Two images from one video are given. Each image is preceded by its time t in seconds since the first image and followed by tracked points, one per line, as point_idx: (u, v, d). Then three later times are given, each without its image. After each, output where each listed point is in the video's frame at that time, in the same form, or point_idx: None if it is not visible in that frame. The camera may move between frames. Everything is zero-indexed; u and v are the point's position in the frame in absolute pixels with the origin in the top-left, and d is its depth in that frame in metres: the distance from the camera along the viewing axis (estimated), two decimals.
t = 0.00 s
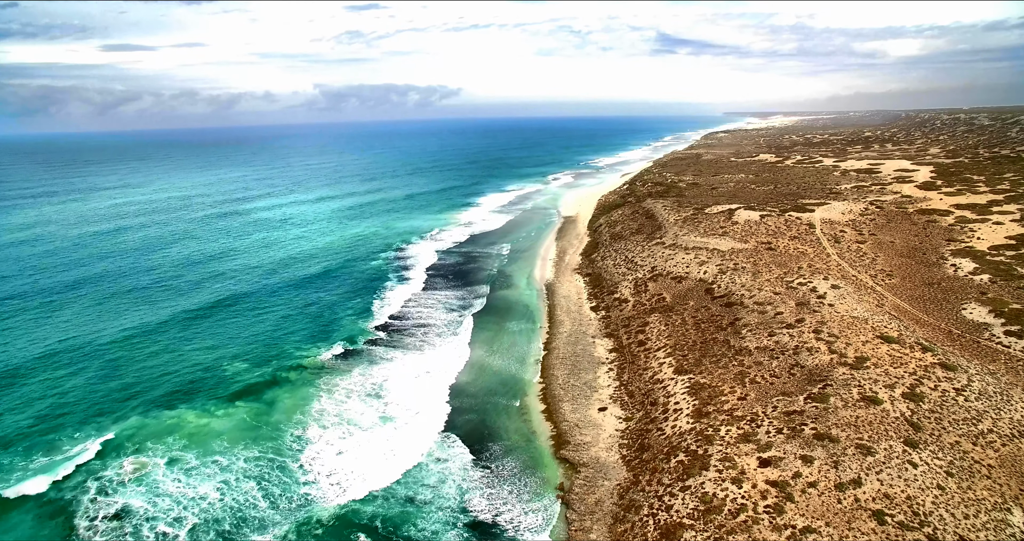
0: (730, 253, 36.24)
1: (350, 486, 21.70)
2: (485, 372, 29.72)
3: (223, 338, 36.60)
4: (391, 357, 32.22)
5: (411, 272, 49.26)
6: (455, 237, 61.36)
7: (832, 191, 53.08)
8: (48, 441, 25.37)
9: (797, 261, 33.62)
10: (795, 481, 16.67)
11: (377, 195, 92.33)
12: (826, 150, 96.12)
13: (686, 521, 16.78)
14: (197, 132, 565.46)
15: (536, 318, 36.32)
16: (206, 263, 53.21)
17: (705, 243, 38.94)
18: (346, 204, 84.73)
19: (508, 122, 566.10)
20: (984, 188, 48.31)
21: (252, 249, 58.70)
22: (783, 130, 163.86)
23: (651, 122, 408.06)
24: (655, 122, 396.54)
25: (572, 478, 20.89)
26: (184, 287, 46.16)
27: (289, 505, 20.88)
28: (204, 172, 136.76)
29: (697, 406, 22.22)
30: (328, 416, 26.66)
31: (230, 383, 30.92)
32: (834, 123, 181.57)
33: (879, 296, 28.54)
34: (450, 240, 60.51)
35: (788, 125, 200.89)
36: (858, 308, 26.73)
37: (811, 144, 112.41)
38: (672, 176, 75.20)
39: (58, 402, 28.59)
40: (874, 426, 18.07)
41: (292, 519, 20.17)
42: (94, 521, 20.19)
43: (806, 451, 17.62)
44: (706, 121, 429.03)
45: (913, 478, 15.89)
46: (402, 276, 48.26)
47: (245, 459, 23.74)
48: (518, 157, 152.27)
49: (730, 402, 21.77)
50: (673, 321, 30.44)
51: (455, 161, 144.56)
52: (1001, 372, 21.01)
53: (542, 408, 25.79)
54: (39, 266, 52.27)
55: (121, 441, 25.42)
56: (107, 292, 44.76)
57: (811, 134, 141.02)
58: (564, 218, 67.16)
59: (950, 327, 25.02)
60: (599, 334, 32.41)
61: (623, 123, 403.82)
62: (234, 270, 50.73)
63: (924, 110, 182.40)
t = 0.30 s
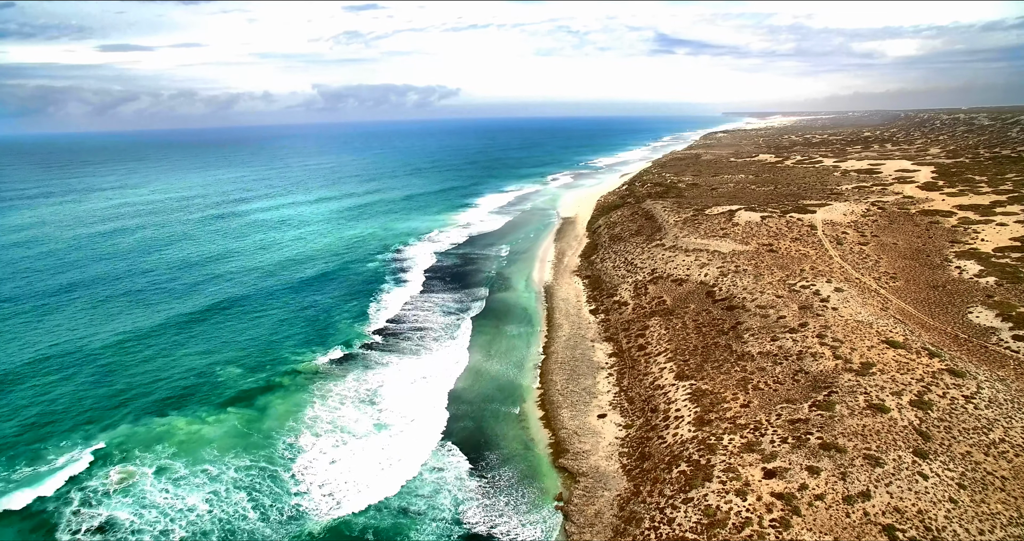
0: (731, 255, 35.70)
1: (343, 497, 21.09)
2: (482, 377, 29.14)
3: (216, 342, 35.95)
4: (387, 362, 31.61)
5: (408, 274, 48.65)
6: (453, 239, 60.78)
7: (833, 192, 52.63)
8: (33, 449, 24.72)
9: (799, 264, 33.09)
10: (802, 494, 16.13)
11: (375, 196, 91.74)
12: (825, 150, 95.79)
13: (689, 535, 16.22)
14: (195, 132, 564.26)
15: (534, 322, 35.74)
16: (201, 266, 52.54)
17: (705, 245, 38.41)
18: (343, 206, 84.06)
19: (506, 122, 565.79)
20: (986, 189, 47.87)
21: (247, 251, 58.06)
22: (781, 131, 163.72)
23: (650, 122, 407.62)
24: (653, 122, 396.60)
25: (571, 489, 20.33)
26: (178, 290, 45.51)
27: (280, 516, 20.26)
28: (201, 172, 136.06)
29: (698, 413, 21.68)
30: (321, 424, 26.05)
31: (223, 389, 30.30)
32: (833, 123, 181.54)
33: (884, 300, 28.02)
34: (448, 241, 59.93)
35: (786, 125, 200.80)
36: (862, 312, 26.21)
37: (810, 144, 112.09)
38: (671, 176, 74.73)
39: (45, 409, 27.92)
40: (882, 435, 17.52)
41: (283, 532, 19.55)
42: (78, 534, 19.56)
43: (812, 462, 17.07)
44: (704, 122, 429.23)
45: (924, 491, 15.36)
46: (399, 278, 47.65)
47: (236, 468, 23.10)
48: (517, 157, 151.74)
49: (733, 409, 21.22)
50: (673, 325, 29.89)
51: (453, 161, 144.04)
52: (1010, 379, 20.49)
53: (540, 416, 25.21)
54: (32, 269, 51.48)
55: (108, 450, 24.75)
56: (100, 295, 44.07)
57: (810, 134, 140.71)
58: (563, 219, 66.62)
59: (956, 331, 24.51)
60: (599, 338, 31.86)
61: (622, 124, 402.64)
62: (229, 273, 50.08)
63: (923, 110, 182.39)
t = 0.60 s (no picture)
0: (732, 257, 35.18)
1: (335, 509, 20.43)
2: (479, 383, 28.54)
3: (209, 346, 35.28)
4: (383, 367, 30.98)
5: (405, 276, 48.02)
6: (451, 240, 60.17)
7: (834, 192, 52.09)
8: (17, 459, 23.99)
9: (801, 266, 32.56)
10: (809, 507, 15.57)
11: (372, 197, 91.12)
12: (825, 150, 95.43)
13: None
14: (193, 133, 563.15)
15: (532, 325, 35.14)
16: (195, 268, 51.83)
17: (706, 247, 37.86)
18: (341, 207, 83.43)
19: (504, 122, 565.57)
20: (989, 189, 47.40)
21: (243, 253, 57.37)
22: (780, 131, 163.54)
23: (649, 123, 407.04)
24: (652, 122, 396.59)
25: (570, 499, 19.77)
26: (171, 293, 44.79)
27: (271, 529, 19.61)
28: (197, 173, 135.19)
29: (700, 421, 21.13)
30: (314, 431, 25.43)
31: (215, 394, 29.64)
32: (831, 123, 181.29)
33: (888, 303, 27.52)
34: (446, 243, 59.30)
35: (785, 125, 200.57)
36: (867, 316, 25.69)
37: (809, 144, 111.64)
38: (670, 177, 74.25)
39: (31, 416, 27.19)
40: (890, 445, 16.98)
41: None
42: None
43: (819, 474, 16.54)
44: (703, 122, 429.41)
45: (936, 505, 14.82)
46: (395, 280, 47.00)
47: (226, 478, 22.45)
48: (516, 157, 151.15)
49: (736, 417, 20.66)
50: (674, 328, 29.33)
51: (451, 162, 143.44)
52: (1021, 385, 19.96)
53: (539, 423, 24.61)
54: (24, 272, 50.68)
55: (94, 458, 24.03)
56: (92, 298, 43.31)
57: (810, 134, 140.48)
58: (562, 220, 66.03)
59: (963, 335, 24.01)
60: (598, 341, 31.30)
61: (621, 124, 402.05)
62: (223, 275, 49.38)
63: (921, 110, 182.33)
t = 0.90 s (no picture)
0: (733, 260, 34.56)
1: (327, 523, 19.71)
2: (476, 390, 27.87)
3: (200, 352, 34.51)
4: (378, 373, 30.27)
5: (401, 279, 47.33)
6: (449, 242, 59.45)
7: (836, 193, 51.51)
8: None
9: (804, 269, 31.96)
10: (818, 524, 14.95)
11: (370, 197, 90.47)
12: (824, 150, 94.99)
13: None
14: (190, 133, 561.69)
15: (530, 329, 34.48)
16: (189, 270, 51.06)
17: (708, 249, 37.24)
18: (338, 208, 82.74)
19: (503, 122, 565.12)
20: (992, 190, 46.91)
21: (238, 255, 56.63)
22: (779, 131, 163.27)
23: (648, 123, 406.73)
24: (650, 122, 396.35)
25: (570, 513, 19.13)
26: (163, 296, 44.01)
27: None
28: (194, 174, 134.27)
29: (703, 430, 20.49)
30: (306, 440, 24.73)
31: (206, 401, 28.91)
32: (830, 123, 181.03)
33: (894, 307, 26.93)
34: (444, 244, 58.64)
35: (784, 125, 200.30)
36: (872, 321, 25.11)
37: (808, 144, 111.15)
38: (670, 177, 73.69)
39: (15, 425, 26.39)
40: (902, 458, 16.36)
41: None
42: None
43: (828, 488, 15.90)
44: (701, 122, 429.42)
45: (951, 522, 14.20)
46: (392, 283, 46.31)
47: (214, 490, 21.71)
48: (514, 158, 150.51)
49: (741, 426, 20.03)
50: (675, 333, 28.70)
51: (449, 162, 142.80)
52: None
53: (537, 431, 23.96)
54: (15, 274, 49.83)
55: (78, 469, 23.27)
56: (82, 302, 42.51)
57: (809, 134, 140.15)
58: (560, 221, 65.39)
59: (972, 341, 23.43)
60: (598, 346, 30.66)
61: (620, 123, 401.43)
62: (217, 278, 48.62)
63: (920, 110, 182.25)
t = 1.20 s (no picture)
0: (735, 262, 34.04)
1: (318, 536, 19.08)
2: (474, 396, 27.27)
3: (193, 357, 33.88)
4: (373, 379, 29.66)
5: (399, 281, 46.73)
6: (447, 243, 58.86)
7: (837, 194, 51.01)
8: None
9: (807, 271, 31.43)
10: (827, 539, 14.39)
11: (368, 198, 89.87)
12: (825, 150, 94.57)
13: None
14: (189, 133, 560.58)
15: (529, 333, 33.90)
16: (184, 273, 50.44)
17: (709, 251, 36.72)
18: (336, 209, 82.14)
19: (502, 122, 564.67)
20: (995, 191, 46.46)
21: (234, 257, 56.03)
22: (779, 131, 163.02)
23: (647, 123, 406.47)
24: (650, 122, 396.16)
25: (569, 525, 18.56)
26: (157, 299, 43.36)
27: None
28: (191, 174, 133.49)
29: (706, 439, 19.92)
30: (299, 448, 24.13)
31: (198, 408, 28.28)
32: (830, 123, 180.80)
33: (899, 311, 26.41)
34: (442, 246, 58.04)
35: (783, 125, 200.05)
36: (878, 325, 24.57)
37: (808, 143, 110.97)
38: (670, 177, 73.16)
39: None
40: (913, 470, 15.80)
41: None
42: None
43: (837, 502, 15.35)
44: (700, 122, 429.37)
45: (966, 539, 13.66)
46: (389, 286, 45.70)
47: (203, 501, 21.09)
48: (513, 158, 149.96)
49: (745, 435, 19.45)
50: (676, 337, 28.14)
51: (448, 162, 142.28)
52: None
53: (536, 440, 23.38)
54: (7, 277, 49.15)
55: (64, 479, 22.65)
56: (75, 305, 41.87)
57: (809, 134, 139.89)
58: (560, 222, 64.85)
59: (981, 346, 22.91)
60: (597, 351, 30.09)
61: (619, 124, 401.14)
62: (212, 281, 48.01)
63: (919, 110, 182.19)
